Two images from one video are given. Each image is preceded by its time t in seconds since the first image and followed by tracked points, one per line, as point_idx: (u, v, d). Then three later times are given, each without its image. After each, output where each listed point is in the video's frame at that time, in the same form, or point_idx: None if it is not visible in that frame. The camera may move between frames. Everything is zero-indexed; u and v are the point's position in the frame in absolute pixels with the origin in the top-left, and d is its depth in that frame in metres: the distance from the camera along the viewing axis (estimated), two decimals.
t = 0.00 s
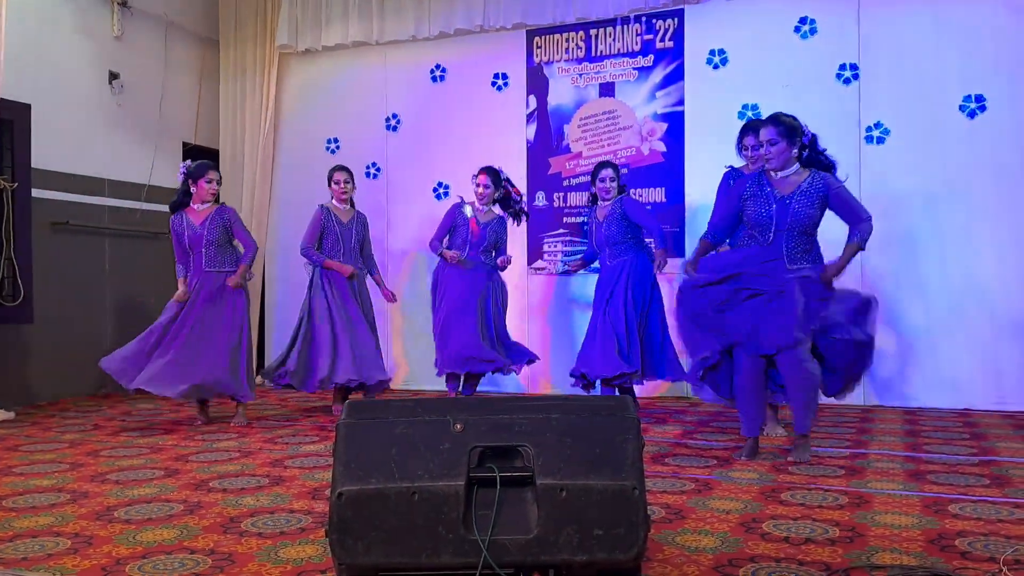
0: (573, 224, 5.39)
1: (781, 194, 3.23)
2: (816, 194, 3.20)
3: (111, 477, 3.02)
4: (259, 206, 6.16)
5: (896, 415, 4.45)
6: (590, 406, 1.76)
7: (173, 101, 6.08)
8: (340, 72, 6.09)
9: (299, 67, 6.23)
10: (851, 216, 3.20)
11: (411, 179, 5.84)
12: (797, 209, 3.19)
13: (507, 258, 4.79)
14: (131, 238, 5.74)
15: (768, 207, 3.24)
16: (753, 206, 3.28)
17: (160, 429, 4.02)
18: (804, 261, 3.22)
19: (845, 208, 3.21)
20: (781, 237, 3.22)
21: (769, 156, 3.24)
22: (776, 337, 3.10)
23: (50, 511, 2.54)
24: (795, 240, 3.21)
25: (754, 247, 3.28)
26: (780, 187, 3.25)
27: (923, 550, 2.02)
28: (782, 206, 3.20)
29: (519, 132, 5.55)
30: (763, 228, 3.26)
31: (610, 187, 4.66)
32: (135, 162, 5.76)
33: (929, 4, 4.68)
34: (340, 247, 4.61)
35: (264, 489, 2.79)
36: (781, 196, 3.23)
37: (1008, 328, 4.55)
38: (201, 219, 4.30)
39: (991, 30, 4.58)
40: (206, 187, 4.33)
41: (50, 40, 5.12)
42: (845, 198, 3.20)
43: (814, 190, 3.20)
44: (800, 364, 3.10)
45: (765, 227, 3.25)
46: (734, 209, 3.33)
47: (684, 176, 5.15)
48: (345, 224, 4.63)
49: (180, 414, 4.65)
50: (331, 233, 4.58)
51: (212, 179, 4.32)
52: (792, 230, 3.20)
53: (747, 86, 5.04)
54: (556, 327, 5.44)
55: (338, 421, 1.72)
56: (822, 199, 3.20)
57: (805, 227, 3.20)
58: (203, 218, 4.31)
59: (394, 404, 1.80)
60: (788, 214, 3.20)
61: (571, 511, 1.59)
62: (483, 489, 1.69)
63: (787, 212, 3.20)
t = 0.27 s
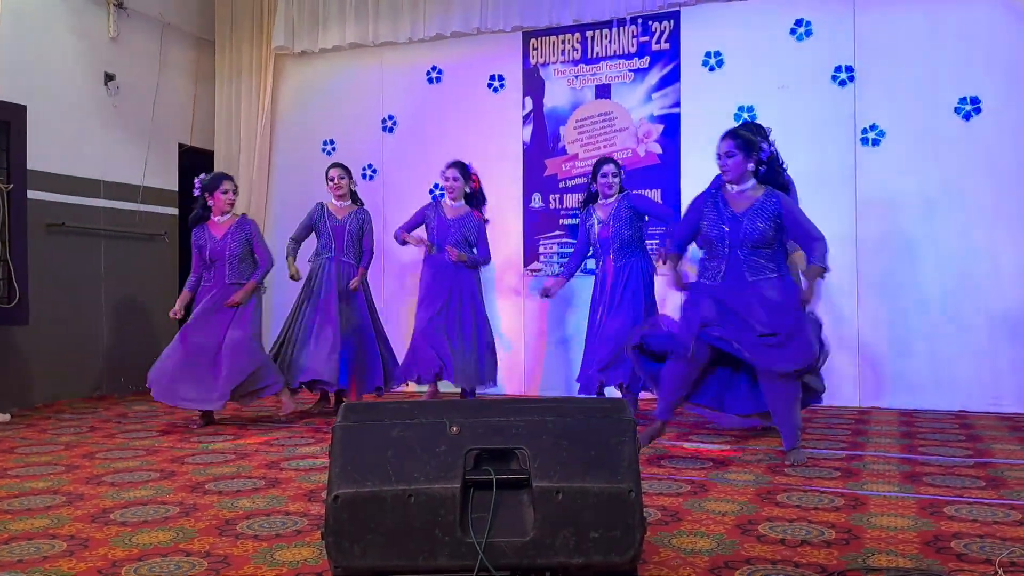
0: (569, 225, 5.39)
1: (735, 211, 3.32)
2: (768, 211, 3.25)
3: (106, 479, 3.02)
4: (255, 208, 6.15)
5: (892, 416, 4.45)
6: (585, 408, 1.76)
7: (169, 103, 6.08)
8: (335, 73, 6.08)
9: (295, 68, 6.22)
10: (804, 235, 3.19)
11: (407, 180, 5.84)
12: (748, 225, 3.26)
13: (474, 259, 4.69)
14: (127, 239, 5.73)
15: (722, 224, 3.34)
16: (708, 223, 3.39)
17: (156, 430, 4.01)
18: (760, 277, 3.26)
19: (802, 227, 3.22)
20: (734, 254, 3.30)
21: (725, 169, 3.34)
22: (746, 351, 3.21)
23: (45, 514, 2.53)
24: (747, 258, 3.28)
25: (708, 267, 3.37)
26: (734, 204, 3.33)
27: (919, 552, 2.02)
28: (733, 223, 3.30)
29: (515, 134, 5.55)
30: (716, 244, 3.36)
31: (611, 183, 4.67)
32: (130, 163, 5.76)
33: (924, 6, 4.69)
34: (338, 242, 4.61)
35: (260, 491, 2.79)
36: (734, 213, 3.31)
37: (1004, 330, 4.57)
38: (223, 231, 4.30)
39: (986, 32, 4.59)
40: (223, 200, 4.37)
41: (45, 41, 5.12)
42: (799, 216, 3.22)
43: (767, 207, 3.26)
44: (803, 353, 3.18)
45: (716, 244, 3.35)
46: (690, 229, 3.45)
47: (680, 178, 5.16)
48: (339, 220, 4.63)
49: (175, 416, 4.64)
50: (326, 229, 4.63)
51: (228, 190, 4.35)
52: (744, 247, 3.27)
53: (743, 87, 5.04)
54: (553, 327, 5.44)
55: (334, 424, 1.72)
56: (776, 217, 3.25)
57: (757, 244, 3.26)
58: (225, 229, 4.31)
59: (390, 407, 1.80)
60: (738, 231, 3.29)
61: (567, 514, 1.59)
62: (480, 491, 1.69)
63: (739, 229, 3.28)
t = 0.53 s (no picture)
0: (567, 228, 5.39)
1: (673, 206, 3.39)
2: (706, 205, 3.35)
3: (104, 480, 3.01)
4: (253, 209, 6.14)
5: (890, 418, 4.46)
6: (584, 410, 1.76)
7: (166, 104, 6.07)
8: (333, 74, 6.08)
9: (293, 69, 6.22)
10: (747, 229, 3.33)
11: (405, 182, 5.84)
12: (687, 219, 3.34)
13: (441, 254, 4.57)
14: (124, 240, 5.72)
15: (661, 220, 3.40)
16: (650, 218, 3.43)
17: (154, 432, 4.01)
18: (699, 272, 3.32)
19: (738, 220, 3.35)
20: (671, 247, 3.35)
21: (665, 165, 3.40)
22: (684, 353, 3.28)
23: (43, 515, 2.53)
24: (684, 250, 3.33)
25: (646, 259, 3.40)
26: (673, 199, 3.41)
27: (918, 553, 2.03)
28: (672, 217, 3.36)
29: (513, 135, 5.56)
30: (656, 238, 3.39)
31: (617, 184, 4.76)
32: (128, 164, 5.75)
33: (922, 9, 4.70)
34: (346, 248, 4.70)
35: (258, 493, 2.79)
36: (673, 207, 3.39)
37: (1001, 332, 4.57)
38: (257, 228, 4.29)
39: (983, 34, 4.60)
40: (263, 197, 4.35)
41: (43, 42, 5.11)
42: (736, 209, 3.35)
43: (706, 201, 3.35)
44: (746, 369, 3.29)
45: (659, 238, 3.38)
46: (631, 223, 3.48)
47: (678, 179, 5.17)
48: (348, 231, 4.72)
49: (173, 418, 4.63)
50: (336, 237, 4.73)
51: (269, 190, 4.34)
52: (683, 242, 3.33)
53: (741, 89, 5.05)
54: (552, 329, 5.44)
55: (333, 426, 1.71)
56: (713, 211, 3.36)
57: (693, 238, 3.33)
58: (259, 226, 4.30)
59: (389, 408, 1.80)
60: (677, 224, 3.35)
61: (567, 516, 1.59)
62: (479, 493, 1.69)
63: (679, 222, 3.35)
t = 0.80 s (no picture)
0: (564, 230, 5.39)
1: (632, 205, 3.38)
2: (665, 202, 3.35)
3: (100, 482, 3.01)
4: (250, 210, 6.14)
5: (887, 420, 4.46)
6: (581, 413, 1.76)
7: (163, 105, 6.07)
8: (330, 77, 6.08)
9: (290, 71, 6.22)
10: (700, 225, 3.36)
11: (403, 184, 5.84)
12: (646, 216, 3.34)
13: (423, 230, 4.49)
14: (121, 242, 5.71)
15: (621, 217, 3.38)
16: (608, 216, 3.43)
17: (150, 434, 4.00)
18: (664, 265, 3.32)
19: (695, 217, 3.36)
20: (631, 244, 3.33)
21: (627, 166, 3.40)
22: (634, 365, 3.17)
23: (39, 517, 2.52)
24: (644, 248, 3.33)
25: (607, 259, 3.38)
26: (631, 197, 3.41)
27: (915, 556, 2.03)
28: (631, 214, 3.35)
29: (510, 137, 5.56)
30: (616, 236, 3.38)
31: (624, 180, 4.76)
32: (125, 166, 5.75)
33: (919, 12, 4.71)
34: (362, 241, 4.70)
35: (255, 495, 2.78)
36: (632, 205, 3.38)
37: (998, 334, 4.58)
38: (286, 225, 4.37)
39: (979, 37, 4.61)
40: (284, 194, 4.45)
41: (39, 43, 5.11)
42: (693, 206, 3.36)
43: (664, 198, 3.35)
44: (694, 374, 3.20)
45: (617, 236, 3.38)
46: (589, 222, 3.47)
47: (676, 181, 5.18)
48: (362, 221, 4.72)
49: (170, 420, 4.62)
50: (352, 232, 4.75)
51: (289, 186, 4.42)
52: (643, 238, 3.32)
53: (738, 92, 5.06)
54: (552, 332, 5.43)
55: (330, 429, 1.71)
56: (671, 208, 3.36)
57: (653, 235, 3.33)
58: (288, 223, 4.39)
59: (387, 411, 1.80)
60: (636, 222, 3.35)
61: (564, 518, 1.59)
62: (477, 496, 1.68)
63: (638, 219, 3.34)
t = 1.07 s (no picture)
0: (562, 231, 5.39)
1: (594, 219, 3.70)
2: (624, 219, 3.66)
3: (99, 483, 3.00)
4: (248, 211, 6.13)
5: (886, 421, 4.46)
6: (581, 415, 1.75)
7: (161, 106, 6.06)
8: (327, 78, 6.08)
9: (288, 71, 6.21)
10: (656, 241, 3.61)
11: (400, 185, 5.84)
12: (606, 230, 3.65)
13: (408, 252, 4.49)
14: (119, 243, 5.71)
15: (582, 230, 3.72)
16: (572, 229, 3.77)
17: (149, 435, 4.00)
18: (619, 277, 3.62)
19: (652, 234, 3.62)
20: (591, 256, 3.66)
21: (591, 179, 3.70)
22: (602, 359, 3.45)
23: (38, 519, 2.51)
24: (605, 260, 3.65)
25: (567, 265, 3.72)
26: (592, 211, 3.74)
27: (915, 557, 2.03)
28: (591, 227, 3.66)
29: (508, 138, 5.56)
30: (578, 246, 3.71)
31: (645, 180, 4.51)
32: (123, 167, 5.74)
33: (917, 13, 4.72)
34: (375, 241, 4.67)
35: (253, 496, 2.78)
36: (594, 219, 3.70)
37: (996, 336, 4.58)
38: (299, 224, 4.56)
39: (977, 39, 4.62)
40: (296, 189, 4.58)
41: (37, 44, 5.10)
42: (651, 223, 3.65)
43: (623, 215, 3.66)
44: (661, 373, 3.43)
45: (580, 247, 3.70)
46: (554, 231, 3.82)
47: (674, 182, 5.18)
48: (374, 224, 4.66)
49: (168, 421, 4.62)
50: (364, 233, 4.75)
51: (299, 182, 4.56)
52: (603, 251, 3.64)
53: (736, 93, 5.06)
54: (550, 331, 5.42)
55: (329, 430, 1.71)
56: (629, 223, 3.66)
57: (611, 249, 3.65)
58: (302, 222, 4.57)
59: (385, 412, 1.79)
60: (596, 234, 3.67)
61: (564, 520, 1.59)
62: (476, 498, 1.68)
63: (598, 233, 3.67)
